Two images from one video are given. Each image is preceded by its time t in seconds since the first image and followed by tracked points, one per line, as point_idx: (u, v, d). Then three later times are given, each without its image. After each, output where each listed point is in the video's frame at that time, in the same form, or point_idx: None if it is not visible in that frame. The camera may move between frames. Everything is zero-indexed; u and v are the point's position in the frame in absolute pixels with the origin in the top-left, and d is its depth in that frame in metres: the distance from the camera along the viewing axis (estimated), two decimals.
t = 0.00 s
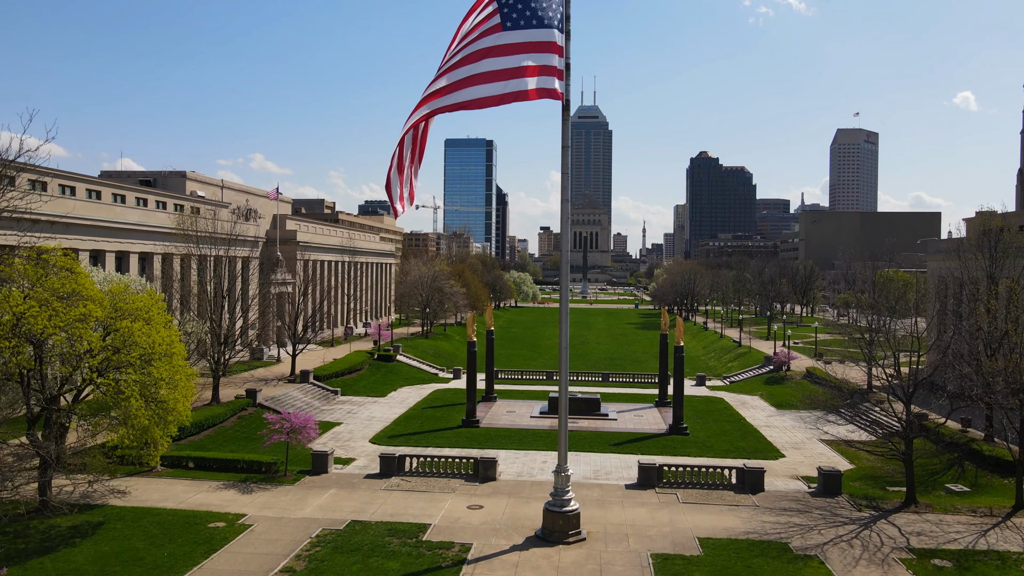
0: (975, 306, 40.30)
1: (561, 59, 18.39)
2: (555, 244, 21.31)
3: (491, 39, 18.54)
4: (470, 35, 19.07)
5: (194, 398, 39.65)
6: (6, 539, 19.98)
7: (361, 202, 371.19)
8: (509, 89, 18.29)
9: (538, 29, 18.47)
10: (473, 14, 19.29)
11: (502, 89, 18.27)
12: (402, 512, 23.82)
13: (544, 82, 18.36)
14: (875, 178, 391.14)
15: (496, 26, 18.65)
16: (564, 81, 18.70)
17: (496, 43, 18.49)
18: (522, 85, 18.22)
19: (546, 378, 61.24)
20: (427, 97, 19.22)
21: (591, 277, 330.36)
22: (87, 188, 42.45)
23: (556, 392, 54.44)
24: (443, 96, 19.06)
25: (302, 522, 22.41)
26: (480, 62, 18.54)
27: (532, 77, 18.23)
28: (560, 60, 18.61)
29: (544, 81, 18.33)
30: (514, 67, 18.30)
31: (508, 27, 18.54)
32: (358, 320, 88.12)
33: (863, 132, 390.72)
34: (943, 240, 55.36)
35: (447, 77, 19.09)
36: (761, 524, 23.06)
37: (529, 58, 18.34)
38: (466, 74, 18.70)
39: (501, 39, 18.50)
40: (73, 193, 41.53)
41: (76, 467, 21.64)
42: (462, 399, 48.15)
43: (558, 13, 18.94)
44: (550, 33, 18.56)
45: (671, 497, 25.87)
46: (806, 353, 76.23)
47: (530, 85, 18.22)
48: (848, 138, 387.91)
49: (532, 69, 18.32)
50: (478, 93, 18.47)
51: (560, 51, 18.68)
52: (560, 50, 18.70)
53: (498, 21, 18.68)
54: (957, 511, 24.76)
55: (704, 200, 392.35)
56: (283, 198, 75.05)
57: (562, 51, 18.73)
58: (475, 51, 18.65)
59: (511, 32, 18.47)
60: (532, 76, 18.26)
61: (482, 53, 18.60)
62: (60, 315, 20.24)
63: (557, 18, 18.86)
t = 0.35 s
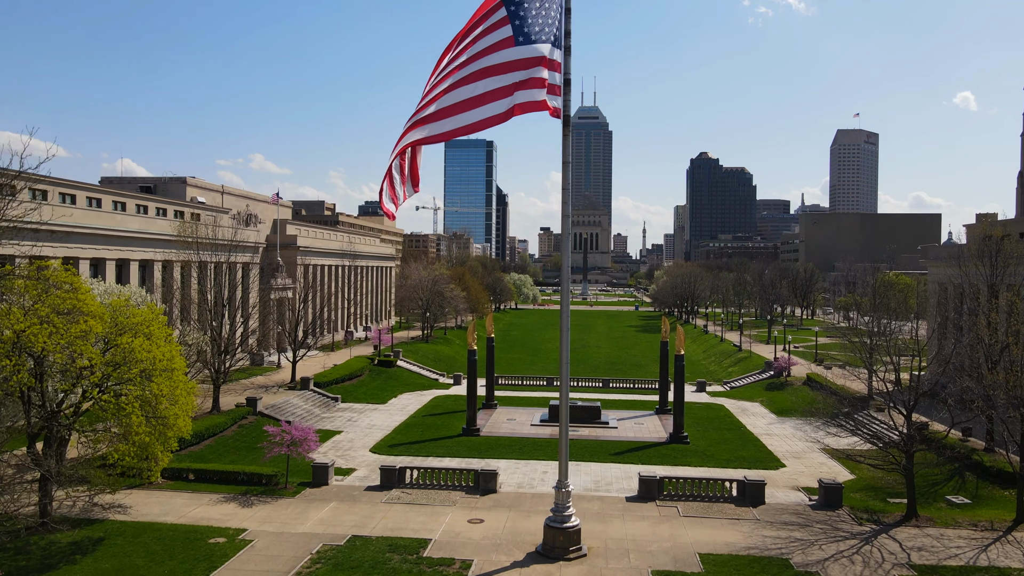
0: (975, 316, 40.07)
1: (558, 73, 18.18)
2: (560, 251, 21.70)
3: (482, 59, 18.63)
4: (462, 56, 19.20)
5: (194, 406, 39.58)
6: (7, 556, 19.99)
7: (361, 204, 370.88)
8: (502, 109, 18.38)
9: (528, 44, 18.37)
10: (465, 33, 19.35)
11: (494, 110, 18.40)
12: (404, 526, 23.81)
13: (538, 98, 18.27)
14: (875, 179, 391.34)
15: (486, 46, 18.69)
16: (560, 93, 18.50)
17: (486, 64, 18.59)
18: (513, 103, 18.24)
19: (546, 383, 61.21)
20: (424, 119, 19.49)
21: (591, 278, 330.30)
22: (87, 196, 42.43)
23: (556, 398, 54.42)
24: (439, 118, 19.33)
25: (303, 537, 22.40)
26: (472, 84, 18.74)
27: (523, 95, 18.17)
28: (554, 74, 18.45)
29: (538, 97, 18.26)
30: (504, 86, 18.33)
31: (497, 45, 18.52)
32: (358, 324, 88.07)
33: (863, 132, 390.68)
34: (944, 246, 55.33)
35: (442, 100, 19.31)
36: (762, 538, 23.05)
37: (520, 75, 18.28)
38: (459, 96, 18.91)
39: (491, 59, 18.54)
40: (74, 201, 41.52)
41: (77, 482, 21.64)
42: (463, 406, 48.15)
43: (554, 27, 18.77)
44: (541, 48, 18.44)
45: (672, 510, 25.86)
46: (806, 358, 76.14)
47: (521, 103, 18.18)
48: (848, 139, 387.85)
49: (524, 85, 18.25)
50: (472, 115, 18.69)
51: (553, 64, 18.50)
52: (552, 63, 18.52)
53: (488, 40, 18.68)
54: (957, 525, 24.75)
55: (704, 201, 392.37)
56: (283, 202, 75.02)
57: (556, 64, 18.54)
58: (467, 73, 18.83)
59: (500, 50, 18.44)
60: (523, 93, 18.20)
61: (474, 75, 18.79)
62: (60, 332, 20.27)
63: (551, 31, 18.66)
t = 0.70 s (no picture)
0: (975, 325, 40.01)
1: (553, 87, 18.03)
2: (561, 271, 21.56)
3: (474, 81, 18.58)
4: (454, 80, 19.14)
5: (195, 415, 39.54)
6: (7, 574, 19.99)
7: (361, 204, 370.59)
8: (497, 126, 18.22)
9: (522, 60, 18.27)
10: (453, 57, 19.33)
11: (489, 128, 18.23)
12: (405, 541, 23.80)
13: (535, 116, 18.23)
14: (875, 180, 391.50)
15: (477, 67, 18.62)
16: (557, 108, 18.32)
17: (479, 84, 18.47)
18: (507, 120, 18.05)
19: (546, 389, 61.17)
20: (417, 146, 19.33)
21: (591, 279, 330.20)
22: (87, 204, 42.39)
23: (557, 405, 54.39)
24: (432, 144, 19.23)
25: (303, 553, 22.38)
26: (465, 106, 18.63)
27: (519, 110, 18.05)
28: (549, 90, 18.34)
29: (532, 112, 18.19)
30: (498, 103, 18.15)
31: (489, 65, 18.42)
32: (358, 328, 88.01)
33: (862, 133, 390.73)
34: (946, 252, 55.26)
35: (435, 126, 19.24)
36: (763, 554, 23.04)
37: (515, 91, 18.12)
38: (453, 120, 18.88)
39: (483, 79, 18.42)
40: (74, 210, 41.49)
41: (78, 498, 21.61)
42: (463, 413, 48.12)
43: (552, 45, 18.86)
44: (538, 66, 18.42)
45: (672, 524, 25.85)
46: (806, 362, 76.06)
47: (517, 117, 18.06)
48: (848, 140, 387.63)
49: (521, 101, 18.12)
50: (467, 135, 18.54)
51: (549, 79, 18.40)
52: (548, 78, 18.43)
53: (478, 62, 18.64)
54: (958, 539, 24.73)
55: (704, 202, 392.56)
56: (283, 207, 74.98)
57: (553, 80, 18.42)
58: (460, 97, 18.78)
59: (492, 70, 18.31)
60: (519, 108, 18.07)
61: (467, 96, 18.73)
62: (61, 349, 20.25)
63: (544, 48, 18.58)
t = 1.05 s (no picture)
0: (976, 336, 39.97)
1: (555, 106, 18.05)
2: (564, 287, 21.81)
3: (464, 107, 18.55)
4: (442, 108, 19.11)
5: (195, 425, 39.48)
6: None
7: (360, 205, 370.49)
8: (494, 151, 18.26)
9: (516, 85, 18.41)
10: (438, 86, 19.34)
11: (482, 155, 18.28)
12: (406, 556, 23.78)
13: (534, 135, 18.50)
14: (875, 181, 391.69)
15: (466, 94, 18.63)
16: (552, 125, 18.52)
17: (470, 111, 18.49)
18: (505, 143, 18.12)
19: (547, 396, 61.14)
20: (411, 176, 19.09)
21: (591, 281, 330.17)
22: (88, 213, 42.34)
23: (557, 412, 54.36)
24: (425, 174, 19.04)
25: (304, 570, 22.34)
26: (457, 134, 18.60)
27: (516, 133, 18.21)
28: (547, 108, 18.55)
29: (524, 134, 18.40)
30: (490, 129, 18.20)
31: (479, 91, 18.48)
32: (358, 332, 87.98)
33: (862, 134, 390.67)
34: (947, 259, 55.20)
35: (425, 155, 19.04)
36: (764, 571, 23.01)
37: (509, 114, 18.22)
38: (445, 148, 18.82)
39: (473, 106, 18.46)
40: (74, 219, 41.44)
41: (78, 516, 21.59)
42: (463, 422, 48.09)
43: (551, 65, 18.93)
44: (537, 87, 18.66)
45: (674, 539, 25.83)
46: (806, 366, 76.02)
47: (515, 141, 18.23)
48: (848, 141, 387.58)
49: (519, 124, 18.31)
50: (461, 162, 18.47)
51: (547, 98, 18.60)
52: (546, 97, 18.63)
53: (465, 88, 18.68)
54: (959, 555, 24.69)
55: (704, 203, 392.68)
56: (283, 212, 74.99)
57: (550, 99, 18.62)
58: (450, 124, 18.74)
59: (480, 96, 18.39)
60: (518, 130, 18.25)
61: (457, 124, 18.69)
62: (61, 368, 20.27)
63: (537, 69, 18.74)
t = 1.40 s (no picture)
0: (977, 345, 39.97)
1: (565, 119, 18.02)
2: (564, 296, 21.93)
3: (457, 135, 18.66)
4: (432, 130, 18.96)
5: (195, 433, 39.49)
6: None
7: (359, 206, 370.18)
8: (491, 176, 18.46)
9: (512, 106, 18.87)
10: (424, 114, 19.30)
11: (481, 180, 18.46)
12: (407, 571, 23.80)
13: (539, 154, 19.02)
14: (875, 182, 392.00)
15: (458, 120, 18.73)
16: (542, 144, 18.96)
17: (465, 133, 18.57)
18: (504, 163, 18.29)
19: (547, 402, 61.16)
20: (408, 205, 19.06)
21: (591, 282, 330.14)
22: (89, 222, 42.32)
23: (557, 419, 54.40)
24: (421, 202, 19.04)
25: None
26: (453, 158, 18.65)
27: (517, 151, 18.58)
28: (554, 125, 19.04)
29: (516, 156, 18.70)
30: (487, 155, 18.39)
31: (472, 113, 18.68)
32: (358, 336, 87.94)
33: (863, 135, 390.77)
34: (947, 265, 55.18)
35: (419, 184, 19.01)
36: None
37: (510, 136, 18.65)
38: (440, 171, 18.81)
39: (469, 127, 18.58)
40: (75, 228, 41.43)
41: (78, 534, 21.53)
42: (464, 429, 48.11)
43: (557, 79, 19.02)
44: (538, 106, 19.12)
45: (674, 553, 25.87)
46: (806, 371, 76.01)
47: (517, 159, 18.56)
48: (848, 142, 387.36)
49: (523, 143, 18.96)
50: (460, 186, 18.57)
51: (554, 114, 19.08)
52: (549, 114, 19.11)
53: (455, 116, 18.78)
54: (960, 569, 24.72)
55: (704, 204, 392.75)
56: (283, 217, 74.98)
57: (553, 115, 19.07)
58: (444, 149, 18.73)
59: (472, 124, 18.57)
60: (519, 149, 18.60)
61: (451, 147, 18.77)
62: (63, 387, 20.28)
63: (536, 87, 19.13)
